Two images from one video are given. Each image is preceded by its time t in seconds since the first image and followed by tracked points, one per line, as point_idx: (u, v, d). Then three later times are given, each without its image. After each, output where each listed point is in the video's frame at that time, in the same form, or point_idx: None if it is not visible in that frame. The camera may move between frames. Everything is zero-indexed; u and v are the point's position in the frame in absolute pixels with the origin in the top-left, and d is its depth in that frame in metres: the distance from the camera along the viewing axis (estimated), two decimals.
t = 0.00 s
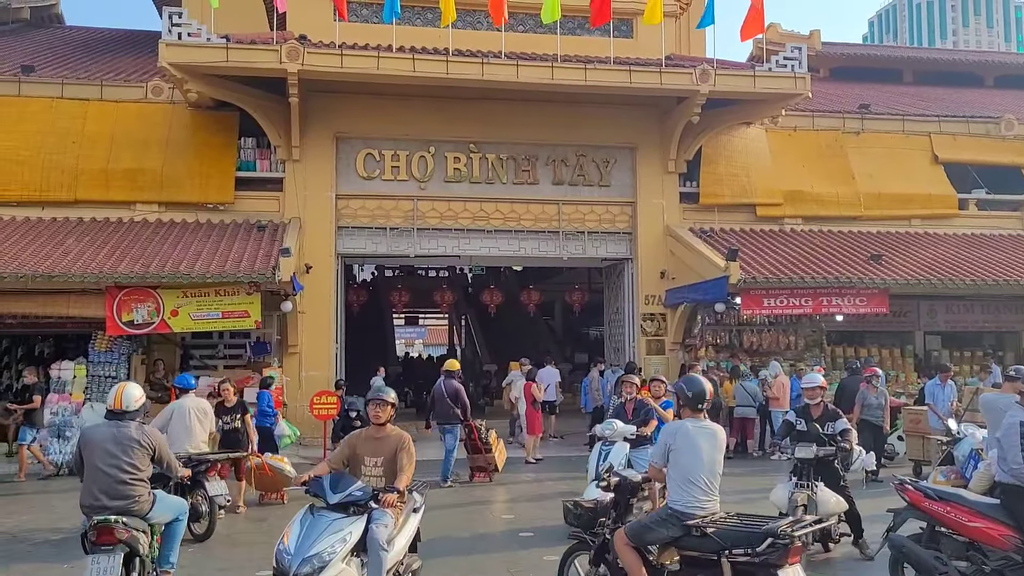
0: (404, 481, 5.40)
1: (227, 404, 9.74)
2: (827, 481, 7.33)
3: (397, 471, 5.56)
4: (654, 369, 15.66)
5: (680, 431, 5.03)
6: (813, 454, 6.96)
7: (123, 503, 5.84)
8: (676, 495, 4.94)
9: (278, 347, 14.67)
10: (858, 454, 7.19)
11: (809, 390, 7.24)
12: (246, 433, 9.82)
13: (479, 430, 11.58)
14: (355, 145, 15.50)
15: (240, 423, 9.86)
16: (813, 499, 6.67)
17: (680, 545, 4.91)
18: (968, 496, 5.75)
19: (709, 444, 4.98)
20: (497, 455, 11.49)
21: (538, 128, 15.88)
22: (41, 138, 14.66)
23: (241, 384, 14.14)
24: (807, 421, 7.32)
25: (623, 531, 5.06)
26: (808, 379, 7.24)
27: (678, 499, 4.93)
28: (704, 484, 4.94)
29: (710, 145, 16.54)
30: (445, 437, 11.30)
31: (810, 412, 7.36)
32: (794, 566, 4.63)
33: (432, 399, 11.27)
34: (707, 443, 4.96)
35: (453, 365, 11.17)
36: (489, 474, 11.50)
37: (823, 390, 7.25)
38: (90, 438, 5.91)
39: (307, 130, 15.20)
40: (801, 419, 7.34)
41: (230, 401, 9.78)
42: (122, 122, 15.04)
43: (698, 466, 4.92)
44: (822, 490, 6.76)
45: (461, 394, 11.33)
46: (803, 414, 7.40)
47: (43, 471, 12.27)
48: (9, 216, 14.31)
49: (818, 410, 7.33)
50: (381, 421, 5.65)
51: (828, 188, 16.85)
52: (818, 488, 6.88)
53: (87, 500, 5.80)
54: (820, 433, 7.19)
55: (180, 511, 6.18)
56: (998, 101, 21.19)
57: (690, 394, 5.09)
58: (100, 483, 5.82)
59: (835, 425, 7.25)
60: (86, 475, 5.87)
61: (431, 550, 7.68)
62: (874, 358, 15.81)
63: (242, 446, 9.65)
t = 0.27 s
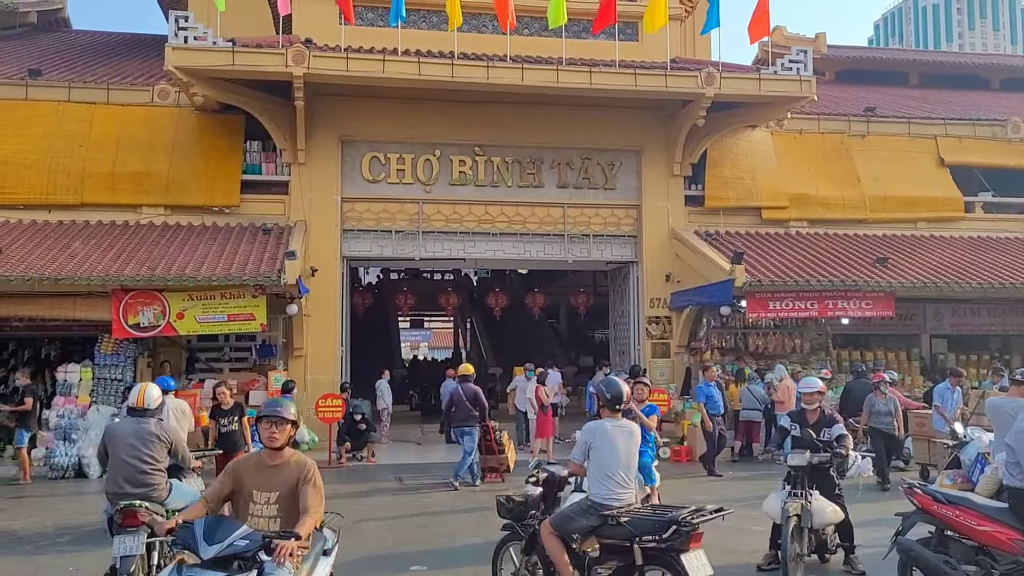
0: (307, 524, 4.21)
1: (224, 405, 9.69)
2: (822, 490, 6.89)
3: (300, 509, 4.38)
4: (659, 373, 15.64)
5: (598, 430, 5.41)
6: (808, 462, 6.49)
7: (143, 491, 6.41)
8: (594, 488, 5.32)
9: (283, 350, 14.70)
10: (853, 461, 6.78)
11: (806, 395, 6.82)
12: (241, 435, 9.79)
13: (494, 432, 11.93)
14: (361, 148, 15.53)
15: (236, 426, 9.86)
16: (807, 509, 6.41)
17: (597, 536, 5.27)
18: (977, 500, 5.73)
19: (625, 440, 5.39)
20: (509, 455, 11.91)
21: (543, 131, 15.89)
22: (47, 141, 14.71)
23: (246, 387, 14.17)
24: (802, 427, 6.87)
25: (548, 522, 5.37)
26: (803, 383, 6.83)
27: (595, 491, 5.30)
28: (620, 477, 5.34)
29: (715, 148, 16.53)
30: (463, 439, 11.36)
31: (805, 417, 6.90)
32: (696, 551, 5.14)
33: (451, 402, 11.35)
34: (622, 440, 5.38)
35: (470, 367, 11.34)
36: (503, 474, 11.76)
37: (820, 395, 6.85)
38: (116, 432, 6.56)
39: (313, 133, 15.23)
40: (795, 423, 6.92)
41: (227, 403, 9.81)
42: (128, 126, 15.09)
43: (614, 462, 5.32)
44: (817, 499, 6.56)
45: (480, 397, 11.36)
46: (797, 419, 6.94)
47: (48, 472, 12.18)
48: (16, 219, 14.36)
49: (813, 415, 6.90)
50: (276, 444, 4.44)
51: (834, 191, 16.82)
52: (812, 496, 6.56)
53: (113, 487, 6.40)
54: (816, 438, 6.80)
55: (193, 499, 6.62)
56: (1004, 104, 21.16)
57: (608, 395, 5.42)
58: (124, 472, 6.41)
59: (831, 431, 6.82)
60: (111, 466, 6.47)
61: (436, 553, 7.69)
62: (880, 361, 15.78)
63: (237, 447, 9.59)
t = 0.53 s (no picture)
0: None
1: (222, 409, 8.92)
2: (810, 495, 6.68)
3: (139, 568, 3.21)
4: (662, 374, 15.63)
5: (530, 427, 5.77)
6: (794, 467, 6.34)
7: (153, 481, 7.02)
8: (525, 480, 5.65)
9: (285, 351, 14.69)
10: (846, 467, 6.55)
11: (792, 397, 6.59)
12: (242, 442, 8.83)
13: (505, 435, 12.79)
14: (363, 149, 15.54)
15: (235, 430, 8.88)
16: (793, 516, 6.31)
17: (529, 525, 5.57)
18: (983, 501, 5.72)
19: (553, 437, 5.73)
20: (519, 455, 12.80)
21: (545, 132, 15.89)
22: (50, 142, 14.74)
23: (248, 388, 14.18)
24: (790, 430, 6.66)
25: (484, 513, 5.69)
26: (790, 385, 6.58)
27: (527, 484, 5.63)
28: (550, 471, 5.67)
29: (718, 149, 16.52)
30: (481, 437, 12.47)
31: (793, 420, 6.70)
32: (616, 538, 5.39)
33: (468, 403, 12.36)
34: (551, 436, 5.72)
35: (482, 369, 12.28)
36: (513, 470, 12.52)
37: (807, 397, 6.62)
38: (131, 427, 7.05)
39: (316, 134, 15.24)
40: (783, 426, 6.71)
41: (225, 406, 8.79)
42: (131, 127, 15.11)
43: (544, 456, 5.66)
44: (804, 505, 6.41)
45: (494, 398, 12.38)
46: (784, 422, 6.71)
47: (52, 472, 12.21)
48: (19, 219, 14.38)
49: (802, 418, 6.70)
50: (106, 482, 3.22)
51: (837, 193, 16.80)
52: (799, 503, 6.42)
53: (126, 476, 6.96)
54: (804, 442, 6.52)
55: (199, 487, 7.53)
56: (1007, 105, 21.13)
57: (537, 396, 5.74)
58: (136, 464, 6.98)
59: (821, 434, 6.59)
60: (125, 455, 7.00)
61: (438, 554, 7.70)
62: (883, 363, 15.76)
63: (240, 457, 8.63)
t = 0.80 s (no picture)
0: None
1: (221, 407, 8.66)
2: (799, 503, 6.41)
3: None
4: (664, 373, 15.62)
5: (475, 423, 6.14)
6: (781, 471, 6.12)
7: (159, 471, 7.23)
8: (471, 473, 6.04)
9: (288, 350, 14.70)
10: (838, 473, 6.28)
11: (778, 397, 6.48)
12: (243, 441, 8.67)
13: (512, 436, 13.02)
14: (366, 149, 15.55)
15: (237, 430, 8.73)
16: (778, 524, 6.02)
17: (474, 515, 5.96)
18: (989, 501, 5.70)
19: (497, 433, 6.10)
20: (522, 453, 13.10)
21: (548, 132, 15.88)
22: (54, 142, 14.76)
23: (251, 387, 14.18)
24: (779, 433, 6.51)
25: (432, 503, 6.07)
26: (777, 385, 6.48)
27: (473, 476, 6.01)
28: (494, 465, 6.05)
29: (721, 148, 16.51)
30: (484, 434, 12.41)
31: (782, 422, 6.55)
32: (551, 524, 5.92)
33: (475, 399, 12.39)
34: (496, 432, 6.10)
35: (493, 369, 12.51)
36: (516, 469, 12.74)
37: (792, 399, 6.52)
38: (134, 422, 7.25)
39: (319, 134, 15.25)
40: (773, 428, 6.56)
41: (227, 404, 8.66)
42: (135, 127, 15.14)
43: (488, 450, 6.03)
44: (791, 513, 6.12)
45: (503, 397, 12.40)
46: (774, 423, 6.58)
47: (54, 471, 12.26)
48: (22, 219, 14.40)
49: (791, 420, 6.55)
50: None
51: (840, 192, 16.78)
52: (785, 510, 6.14)
53: (131, 469, 7.15)
54: (793, 446, 6.39)
55: (199, 477, 7.81)
56: (1012, 104, 21.10)
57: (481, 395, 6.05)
58: (142, 456, 7.17)
59: (812, 438, 6.42)
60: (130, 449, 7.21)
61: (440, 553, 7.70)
62: (887, 362, 15.74)
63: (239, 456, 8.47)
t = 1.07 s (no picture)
0: None
1: (223, 410, 8.50)
2: (791, 510, 6.07)
3: None
4: (671, 373, 15.60)
5: (434, 420, 6.58)
6: (773, 478, 5.71)
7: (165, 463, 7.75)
8: (429, 467, 6.49)
9: (295, 349, 14.71)
10: (832, 478, 6.01)
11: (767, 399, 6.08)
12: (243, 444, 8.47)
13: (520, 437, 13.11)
14: (372, 148, 15.57)
15: (237, 432, 8.51)
16: (768, 534, 5.65)
17: (433, 505, 6.43)
18: (1000, 501, 5.70)
19: (454, 429, 6.56)
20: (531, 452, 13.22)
21: (554, 131, 15.87)
22: (61, 142, 14.81)
23: (258, 387, 14.21)
24: (770, 437, 6.14)
25: (393, 494, 6.59)
26: (767, 385, 6.07)
27: (432, 469, 6.46)
28: (451, 459, 6.52)
29: (727, 147, 16.49)
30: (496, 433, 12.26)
31: (773, 426, 6.16)
32: (501, 514, 6.36)
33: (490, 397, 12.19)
34: (453, 428, 6.55)
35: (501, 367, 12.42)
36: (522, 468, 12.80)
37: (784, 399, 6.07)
38: (141, 418, 7.79)
39: (325, 133, 15.27)
40: (763, 431, 6.18)
41: (227, 405, 8.46)
42: (142, 127, 15.17)
43: (446, 445, 6.49)
44: (781, 523, 5.76)
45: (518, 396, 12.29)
46: (765, 426, 6.19)
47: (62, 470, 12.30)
48: (30, 219, 14.45)
49: (783, 423, 6.14)
50: None
51: (847, 191, 16.74)
52: (775, 519, 5.78)
53: (140, 461, 7.67)
54: (784, 451, 5.99)
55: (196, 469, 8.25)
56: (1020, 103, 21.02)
57: (441, 392, 6.52)
58: (151, 448, 7.71)
59: (805, 442, 6.02)
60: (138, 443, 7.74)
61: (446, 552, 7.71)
62: (894, 362, 15.69)
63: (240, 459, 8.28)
